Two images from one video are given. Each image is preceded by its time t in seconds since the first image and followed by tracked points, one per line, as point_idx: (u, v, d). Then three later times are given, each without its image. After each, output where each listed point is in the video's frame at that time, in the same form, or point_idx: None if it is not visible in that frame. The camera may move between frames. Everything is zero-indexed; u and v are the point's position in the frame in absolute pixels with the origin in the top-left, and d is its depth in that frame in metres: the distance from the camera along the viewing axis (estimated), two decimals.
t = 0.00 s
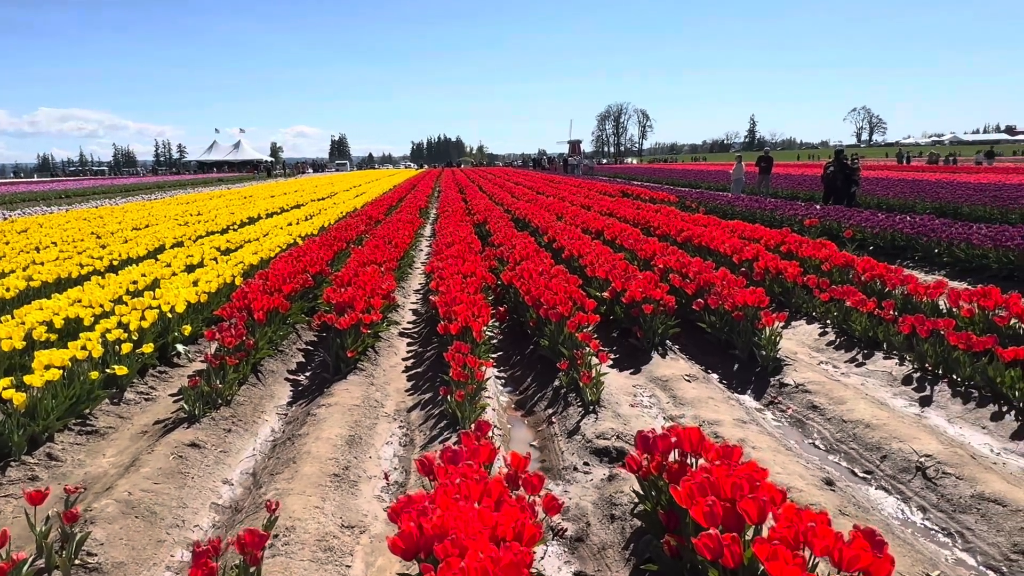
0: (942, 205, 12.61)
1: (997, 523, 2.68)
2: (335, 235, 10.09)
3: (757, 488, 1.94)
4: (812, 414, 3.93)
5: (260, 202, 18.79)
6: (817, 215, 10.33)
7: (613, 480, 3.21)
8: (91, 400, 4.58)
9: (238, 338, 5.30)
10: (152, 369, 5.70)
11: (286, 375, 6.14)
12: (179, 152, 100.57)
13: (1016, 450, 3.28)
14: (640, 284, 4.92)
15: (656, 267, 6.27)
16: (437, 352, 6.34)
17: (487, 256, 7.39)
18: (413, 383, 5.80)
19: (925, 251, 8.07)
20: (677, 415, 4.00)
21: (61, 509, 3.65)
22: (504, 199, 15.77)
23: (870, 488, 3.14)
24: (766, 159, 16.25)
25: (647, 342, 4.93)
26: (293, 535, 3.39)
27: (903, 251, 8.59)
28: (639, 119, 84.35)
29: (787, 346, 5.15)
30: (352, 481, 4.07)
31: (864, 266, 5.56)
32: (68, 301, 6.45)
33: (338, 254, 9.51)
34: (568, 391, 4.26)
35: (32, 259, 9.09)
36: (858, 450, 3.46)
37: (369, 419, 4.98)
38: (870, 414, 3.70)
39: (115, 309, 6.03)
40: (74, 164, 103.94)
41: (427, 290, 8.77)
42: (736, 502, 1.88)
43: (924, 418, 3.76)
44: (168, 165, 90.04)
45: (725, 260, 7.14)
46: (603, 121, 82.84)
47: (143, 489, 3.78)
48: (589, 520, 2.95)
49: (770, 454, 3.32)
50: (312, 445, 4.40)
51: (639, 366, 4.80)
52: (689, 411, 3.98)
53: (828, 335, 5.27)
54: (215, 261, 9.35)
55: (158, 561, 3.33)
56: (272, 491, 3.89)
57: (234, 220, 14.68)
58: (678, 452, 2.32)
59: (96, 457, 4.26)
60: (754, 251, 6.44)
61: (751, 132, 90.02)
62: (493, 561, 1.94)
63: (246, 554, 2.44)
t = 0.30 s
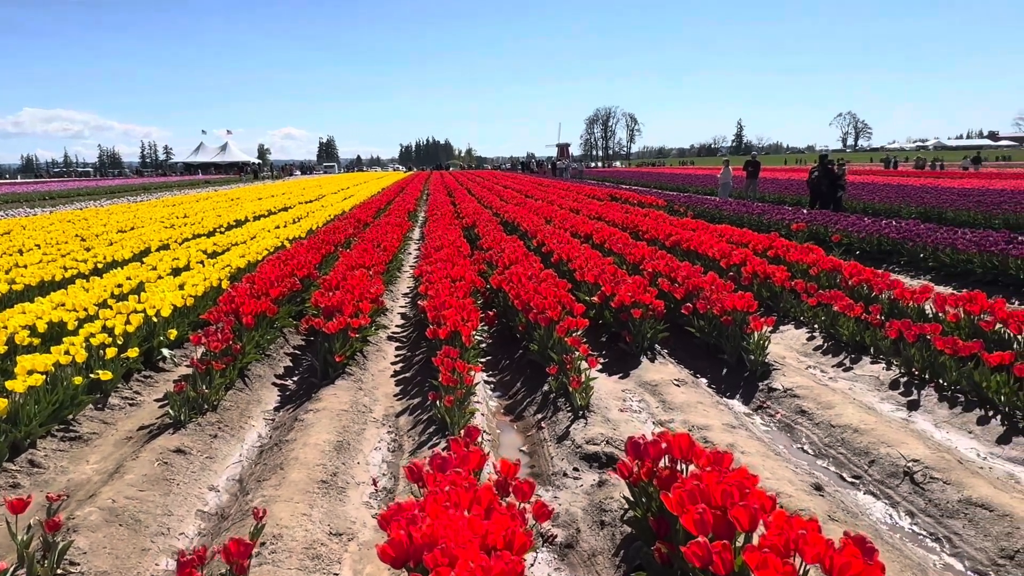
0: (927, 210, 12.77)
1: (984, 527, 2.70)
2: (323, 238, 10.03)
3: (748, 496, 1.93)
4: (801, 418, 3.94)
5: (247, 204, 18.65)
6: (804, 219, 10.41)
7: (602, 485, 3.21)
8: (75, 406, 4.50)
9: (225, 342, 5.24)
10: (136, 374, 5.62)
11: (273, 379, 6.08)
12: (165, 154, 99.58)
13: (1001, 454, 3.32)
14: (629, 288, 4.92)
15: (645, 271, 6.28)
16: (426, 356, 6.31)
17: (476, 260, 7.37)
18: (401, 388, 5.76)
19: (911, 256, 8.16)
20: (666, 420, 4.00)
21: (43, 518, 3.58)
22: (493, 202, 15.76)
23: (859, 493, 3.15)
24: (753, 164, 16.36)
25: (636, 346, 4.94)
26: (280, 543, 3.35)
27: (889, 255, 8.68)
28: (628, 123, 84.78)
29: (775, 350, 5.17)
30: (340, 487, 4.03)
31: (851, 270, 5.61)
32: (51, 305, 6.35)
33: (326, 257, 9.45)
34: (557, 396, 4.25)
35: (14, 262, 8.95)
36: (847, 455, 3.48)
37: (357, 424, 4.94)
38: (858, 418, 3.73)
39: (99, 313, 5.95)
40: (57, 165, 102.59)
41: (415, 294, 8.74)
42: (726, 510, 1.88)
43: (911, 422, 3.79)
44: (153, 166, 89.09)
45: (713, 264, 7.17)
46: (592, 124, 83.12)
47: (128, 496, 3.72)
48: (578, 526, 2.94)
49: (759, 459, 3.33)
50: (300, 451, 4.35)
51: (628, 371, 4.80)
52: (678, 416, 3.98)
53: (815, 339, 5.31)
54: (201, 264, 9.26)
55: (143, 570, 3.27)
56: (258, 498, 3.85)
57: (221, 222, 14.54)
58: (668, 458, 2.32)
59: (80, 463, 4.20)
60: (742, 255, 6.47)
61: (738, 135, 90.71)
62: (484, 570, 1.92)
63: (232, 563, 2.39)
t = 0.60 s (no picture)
0: (919, 215, 12.85)
1: (978, 534, 2.71)
2: (317, 242, 10.00)
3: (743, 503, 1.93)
4: (795, 424, 3.95)
5: (241, 208, 18.59)
6: (798, 224, 10.46)
7: (597, 491, 3.20)
8: (67, 412, 4.47)
9: (218, 347, 5.21)
10: (129, 379, 5.58)
11: (267, 384, 6.05)
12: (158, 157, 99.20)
13: (994, 459, 3.33)
14: (624, 293, 4.93)
15: (639, 275, 6.29)
16: (421, 361, 6.30)
17: (471, 264, 7.37)
18: (396, 393, 5.74)
19: (904, 260, 8.20)
20: (661, 425, 4.00)
21: (34, 525, 3.55)
22: (488, 206, 15.76)
23: (853, 498, 3.16)
24: (748, 169, 16.43)
25: (631, 351, 4.94)
26: (274, 550, 3.32)
27: (882, 260, 8.73)
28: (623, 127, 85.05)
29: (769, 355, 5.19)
30: (334, 493, 4.01)
31: (845, 276, 5.63)
32: (43, 309, 6.30)
33: (321, 261, 9.42)
34: (552, 402, 4.25)
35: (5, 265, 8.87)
36: (841, 461, 3.48)
37: (352, 430, 4.92)
38: (852, 424, 3.73)
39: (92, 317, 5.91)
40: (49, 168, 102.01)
41: (410, 298, 8.73)
42: (722, 517, 1.87)
43: (905, 428, 3.80)
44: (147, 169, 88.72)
45: (707, 269, 7.19)
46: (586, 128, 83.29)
47: (120, 503, 3.69)
48: (573, 533, 2.93)
49: (754, 465, 3.33)
50: (293, 457, 4.32)
51: (623, 376, 4.80)
52: (673, 422, 3.98)
53: (809, 345, 5.32)
54: (195, 268, 9.21)
55: None
56: (252, 504, 3.82)
57: (214, 226, 14.48)
58: (663, 465, 2.31)
59: (71, 469, 4.16)
60: (737, 260, 6.49)
61: (733, 139, 91.03)
62: None
63: (225, 572, 2.37)
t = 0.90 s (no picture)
0: (923, 219, 12.81)
1: (982, 540, 2.70)
2: (321, 245, 10.02)
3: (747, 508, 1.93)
4: (799, 429, 3.94)
5: (245, 210, 18.64)
6: (802, 228, 10.44)
7: (600, 496, 3.20)
8: (71, 414, 4.49)
9: (222, 350, 5.23)
10: (133, 382, 5.59)
11: (270, 387, 6.06)
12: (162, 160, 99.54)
13: (999, 465, 3.32)
14: (627, 297, 4.93)
15: (643, 279, 6.29)
16: (424, 364, 6.31)
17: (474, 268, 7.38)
18: (399, 397, 5.75)
19: (908, 265, 8.18)
20: (664, 430, 4.00)
21: (38, 527, 3.56)
22: (491, 210, 15.77)
23: (857, 504, 3.15)
24: (751, 173, 16.43)
25: (634, 355, 4.94)
26: (276, 553, 3.32)
27: (886, 264, 8.70)
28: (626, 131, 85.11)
29: (773, 360, 5.18)
30: (338, 497, 4.02)
31: (849, 280, 5.62)
32: (47, 312, 6.32)
33: (324, 265, 9.44)
34: (555, 406, 4.24)
35: (10, 268, 8.90)
36: (844, 466, 3.47)
37: (355, 433, 4.92)
38: (856, 429, 3.72)
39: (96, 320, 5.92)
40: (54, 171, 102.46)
41: (413, 301, 8.74)
42: (726, 523, 1.87)
43: (909, 433, 3.79)
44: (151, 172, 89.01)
45: (711, 273, 7.18)
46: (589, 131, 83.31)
47: (123, 506, 3.70)
48: (576, 537, 2.93)
49: (757, 470, 3.32)
50: (296, 461, 4.33)
51: (626, 380, 4.80)
52: (676, 426, 3.97)
53: (813, 349, 5.31)
54: (199, 271, 9.24)
55: None
56: (255, 508, 3.82)
57: (218, 229, 14.51)
58: (666, 470, 2.31)
59: (75, 472, 4.18)
60: (740, 264, 6.48)
61: (736, 142, 90.96)
62: None
63: None
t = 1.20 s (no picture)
0: (940, 222, 12.67)
1: (1000, 547, 2.66)
2: (334, 248, 10.08)
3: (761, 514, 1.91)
4: (813, 433, 3.91)
5: (259, 213, 18.80)
6: (816, 231, 10.36)
7: (612, 500, 3.19)
8: (87, 415, 4.54)
9: (236, 351, 5.27)
10: (149, 383, 5.66)
11: (283, 389, 6.10)
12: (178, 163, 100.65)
13: (1018, 471, 3.27)
14: (640, 300, 4.91)
15: (656, 282, 6.26)
16: (437, 367, 6.32)
17: (487, 270, 7.39)
18: (412, 399, 5.76)
19: (924, 268, 8.08)
20: (677, 434, 3.97)
21: (55, 527, 3.60)
22: (504, 213, 15.79)
23: (873, 509, 3.11)
24: (765, 175, 16.32)
25: (646, 359, 4.92)
26: (289, 555, 3.34)
27: (903, 267, 8.61)
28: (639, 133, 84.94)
29: (787, 364, 5.14)
30: (350, 499, 4.03)
31: (864, 283, 5.57)
32: (65, 313, 6.40)
33: (337, 267, 9.49)
34: (567, 409, 4.24)
35: (30, 270, 9.03)
36: (860, 471, 3.43)
37: (367, 435, 4.94)
38: (871, 434, 3.68)
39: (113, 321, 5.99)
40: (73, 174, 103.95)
41: (426, 304, 8.77)
42: (739, 528, 1.85)
43: (926, 439, 3.74)
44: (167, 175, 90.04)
45: (725, 276, 7.14)
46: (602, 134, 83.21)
47: (138, 506, 3.74)
48: (588, 541, 2.92)
49: (771, 475, 3.29)
50: (310, 462, 4.35)
51: (639, 384, 4.78)
52: (689, 430, 3.95)
53: (828, 353, 5.26)
54: (214, 273, 9.33)
55: None
56: (269, 509, 3.85)
57: (233, 231, 14.64)
58: (679, 474, 2.29)
59: (91, 472, 4.23)
60: (754, 267, 6.44)
61: (750, 144, 90.44)
62: None
63: None
